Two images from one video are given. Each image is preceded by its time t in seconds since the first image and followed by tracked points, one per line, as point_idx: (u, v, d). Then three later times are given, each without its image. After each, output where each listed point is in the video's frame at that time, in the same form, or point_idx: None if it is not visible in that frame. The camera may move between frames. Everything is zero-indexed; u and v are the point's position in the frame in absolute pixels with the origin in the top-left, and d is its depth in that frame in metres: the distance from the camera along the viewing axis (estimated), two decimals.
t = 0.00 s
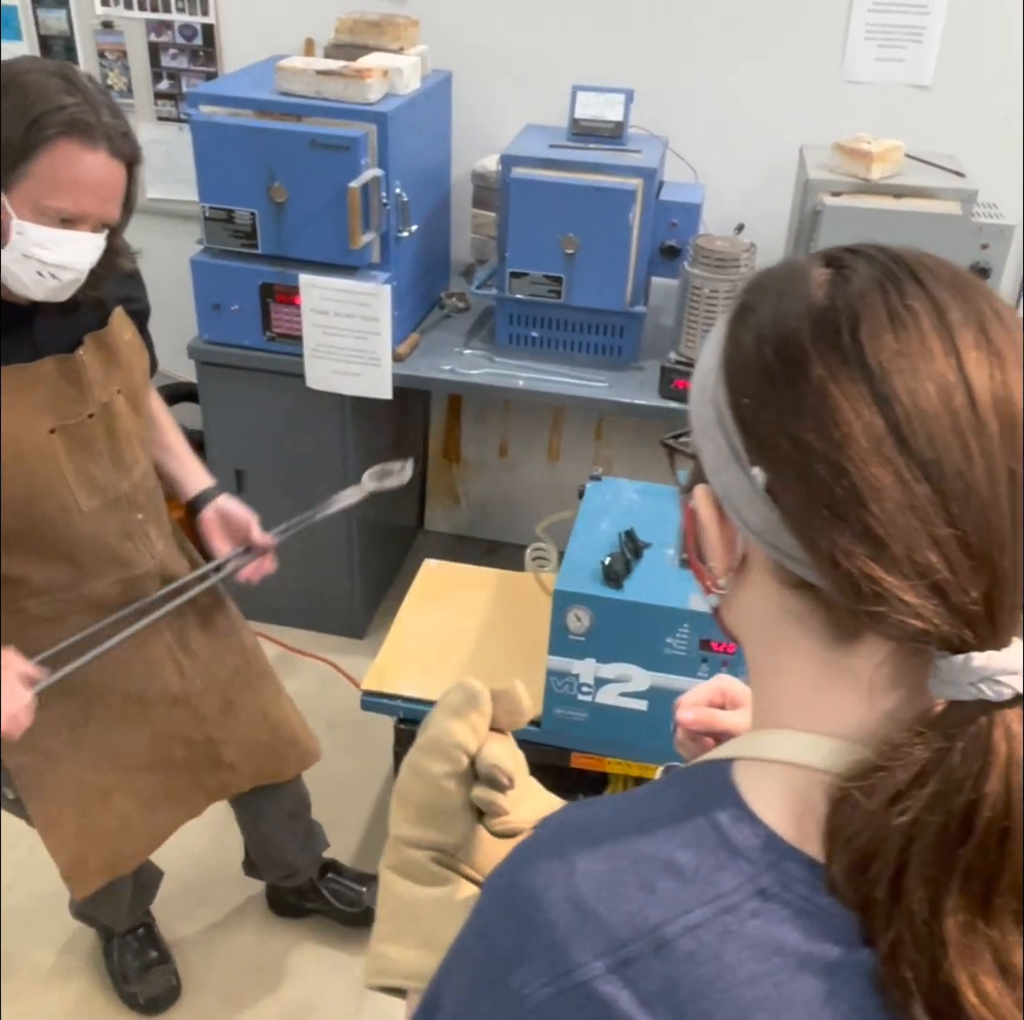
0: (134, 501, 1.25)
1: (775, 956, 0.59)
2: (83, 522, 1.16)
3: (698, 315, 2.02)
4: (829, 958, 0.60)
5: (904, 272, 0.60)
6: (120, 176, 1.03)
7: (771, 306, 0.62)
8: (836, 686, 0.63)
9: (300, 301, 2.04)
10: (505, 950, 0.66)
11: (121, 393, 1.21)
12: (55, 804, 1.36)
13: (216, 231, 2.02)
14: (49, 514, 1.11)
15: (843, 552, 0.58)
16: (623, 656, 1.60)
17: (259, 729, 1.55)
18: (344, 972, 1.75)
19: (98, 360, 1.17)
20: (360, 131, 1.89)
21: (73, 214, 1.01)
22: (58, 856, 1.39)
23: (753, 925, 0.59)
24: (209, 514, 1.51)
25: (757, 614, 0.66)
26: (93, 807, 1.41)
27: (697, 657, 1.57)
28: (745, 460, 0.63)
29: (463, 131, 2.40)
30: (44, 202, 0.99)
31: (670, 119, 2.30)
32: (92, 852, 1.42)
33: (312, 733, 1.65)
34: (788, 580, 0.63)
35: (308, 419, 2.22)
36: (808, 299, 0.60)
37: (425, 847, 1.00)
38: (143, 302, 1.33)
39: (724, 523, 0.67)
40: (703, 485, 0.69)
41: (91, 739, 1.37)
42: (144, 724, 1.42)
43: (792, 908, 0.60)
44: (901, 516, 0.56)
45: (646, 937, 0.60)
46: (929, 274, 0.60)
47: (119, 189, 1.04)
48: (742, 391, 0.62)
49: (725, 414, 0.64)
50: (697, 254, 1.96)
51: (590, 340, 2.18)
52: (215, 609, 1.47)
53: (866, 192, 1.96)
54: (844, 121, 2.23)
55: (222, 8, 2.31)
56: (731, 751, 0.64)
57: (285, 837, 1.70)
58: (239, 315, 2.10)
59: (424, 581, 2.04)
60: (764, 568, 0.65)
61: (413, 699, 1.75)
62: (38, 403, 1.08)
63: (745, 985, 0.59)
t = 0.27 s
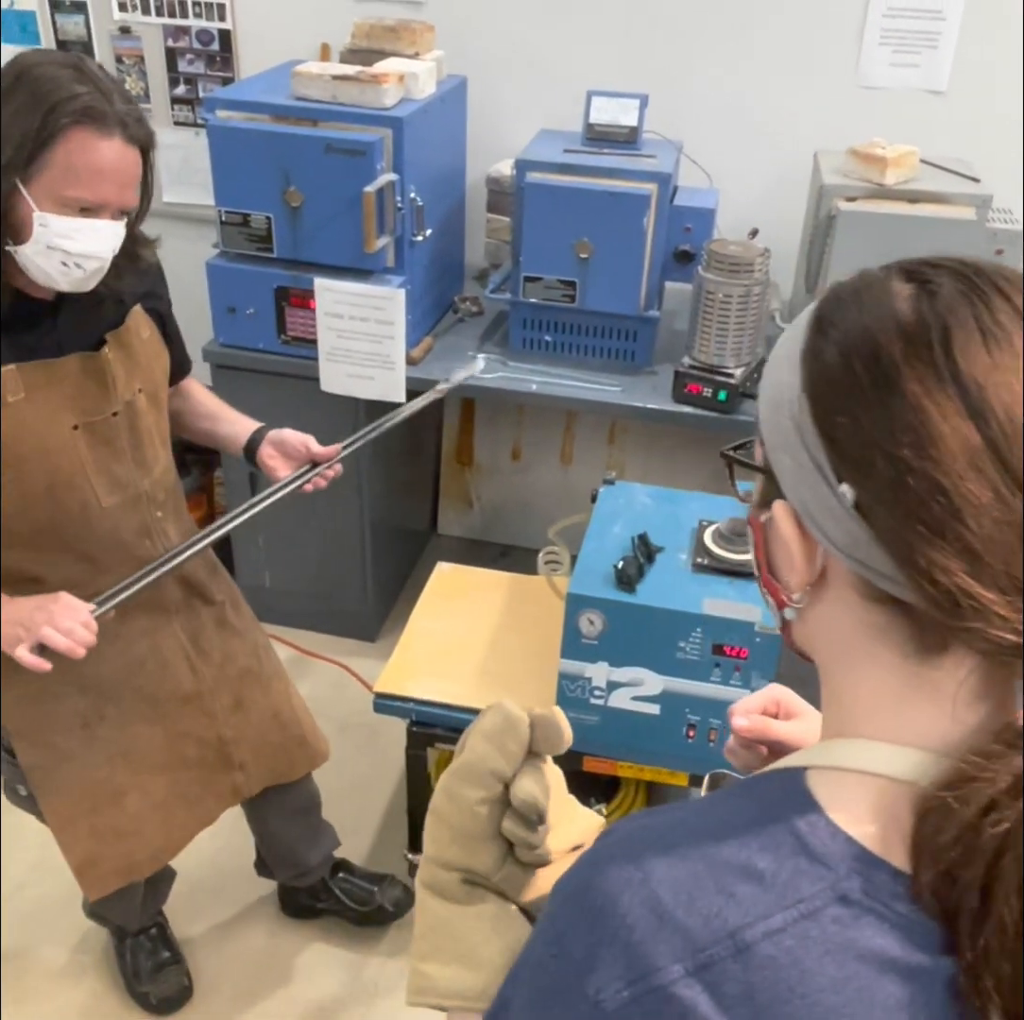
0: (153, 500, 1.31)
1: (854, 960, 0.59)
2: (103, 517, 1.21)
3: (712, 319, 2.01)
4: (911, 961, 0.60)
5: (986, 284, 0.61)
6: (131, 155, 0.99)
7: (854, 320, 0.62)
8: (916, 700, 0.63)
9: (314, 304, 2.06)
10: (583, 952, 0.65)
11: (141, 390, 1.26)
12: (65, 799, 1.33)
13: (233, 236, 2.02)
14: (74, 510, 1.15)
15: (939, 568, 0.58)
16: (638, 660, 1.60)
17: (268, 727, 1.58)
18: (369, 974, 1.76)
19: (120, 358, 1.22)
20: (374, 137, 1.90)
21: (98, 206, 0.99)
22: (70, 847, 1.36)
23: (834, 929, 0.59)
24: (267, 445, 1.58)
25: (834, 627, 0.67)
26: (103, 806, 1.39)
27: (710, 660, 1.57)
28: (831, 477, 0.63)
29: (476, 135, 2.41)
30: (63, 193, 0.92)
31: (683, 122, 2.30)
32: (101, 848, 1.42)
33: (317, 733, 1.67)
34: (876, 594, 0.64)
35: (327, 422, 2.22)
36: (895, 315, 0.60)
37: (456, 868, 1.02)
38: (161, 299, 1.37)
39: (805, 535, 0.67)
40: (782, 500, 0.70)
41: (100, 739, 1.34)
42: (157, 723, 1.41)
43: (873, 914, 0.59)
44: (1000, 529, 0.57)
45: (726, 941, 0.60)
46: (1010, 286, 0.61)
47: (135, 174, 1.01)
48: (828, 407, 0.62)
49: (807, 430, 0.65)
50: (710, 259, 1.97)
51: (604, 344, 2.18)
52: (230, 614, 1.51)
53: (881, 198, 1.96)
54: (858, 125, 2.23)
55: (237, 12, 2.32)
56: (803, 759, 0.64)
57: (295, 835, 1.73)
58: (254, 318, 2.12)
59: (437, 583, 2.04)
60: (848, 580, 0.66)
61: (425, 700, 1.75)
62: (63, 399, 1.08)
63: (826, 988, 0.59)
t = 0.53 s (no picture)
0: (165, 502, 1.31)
1: (882, 971, 0.57)
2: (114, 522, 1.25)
3: (719, 323, 2.01)
4: (941, 970, 0.57)
5: None
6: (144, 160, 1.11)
7: (927, 333, 0.59)
8: (959, 718, 0.61)
9: (322, 308, 2.06)
10: (604, 948, 0.65)
11: (152, 396, 1.27)
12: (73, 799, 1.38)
13: (240, 240, 2.04)
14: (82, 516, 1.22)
15: (1016, 596, 0.56)
16: (645, 665, 1.60)
17: (275, 728, 1.54)
18: (377, 978, 1.76)
19: (129, 364, 1.23)
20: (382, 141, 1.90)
21: (119, 214, 1.11)
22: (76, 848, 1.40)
23: (860, 936, 0.58)
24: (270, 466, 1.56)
25: (879, 642, 0.66)
26: (112, 802, 1.42)
27: (716, 666, 1.57)
28: (898, 496, 0.61)
29: (484, 140, 2.41)
30: (94, 210, 1.08)
31: (689, 127, 2.30)
32: (108, 843, 1.43)
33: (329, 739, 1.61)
34: (934, 614, 0.62)
35: (334, 425, 2.23)
36: (972, 331, 0.58)
37: (463, 859, 0.99)
38: (172, 304, 1.36)
39: (861, 550, 0.65)
40: (834, 516, 0.67)
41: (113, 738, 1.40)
42: (168, 724, 1.44)
43: (903, 923, 0.58)
44: None
45: (752, 942, 0.59)
46: None
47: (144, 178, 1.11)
48: (896, 424, 0.60)
49: (871, 446, 0.62)
50: (716, 263, 1.97)
51: (609, 349, 2.18)
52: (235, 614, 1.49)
53: (888, 202, 1.95)
54: (864, 130, 2.23)
55: (246, 18, 2.33)
56: (832, 766, 0.63)
57: (303, 839, 1.70)
58: (262, 322, 2.12)
59: (442, 588, 2.04)
60: (902, 596, 0.64)
61: (430, 704, 1.76)
62: (70, 409, 1.17)
63: (854, 995, 0.57)
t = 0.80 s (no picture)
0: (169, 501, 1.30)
1: (870, 946, 0.59)
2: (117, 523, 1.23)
3: (721, 327, 2.02)
4: (933, 949, 0.60)
5: None
6: (104, 162, 1.04)
7: (999, 375, 0.54)
8: (958, 719, 0.62)
9: (325, 312, 2.06)
10: (596, 922, 0.65)
11: (155, 395, 1.29)
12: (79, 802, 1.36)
13: (244, 244, 2.04)
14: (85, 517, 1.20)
15: None
16: (648, 671, 1.60)
17: (278, 732, 1.58)
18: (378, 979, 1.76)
19: (133, 365, 1.25)
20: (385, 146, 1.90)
21: (87, 224, 1.04)
22: (78, 850, 1.40)
23: (847, 910, 0.58)
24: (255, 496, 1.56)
25: (896, 652, 0.65)
26: (115, 809, 1.41)
27: (718, 669, 1.57)
28: (937, 534, 0.58)
29: (487, 145, 2.42)
30: (63, 226, 1.02)
31: (692, 132, 2.31)
32: (114, 854, 1.46)
33: (326, 747, 1.67)
34: (955, 642, 0.61)
35: (337, 428, 2.24)
36: None
37: (469, 855, 1.00)
38: (172, 302, 1.39)
39: (889, 571, 0.64)
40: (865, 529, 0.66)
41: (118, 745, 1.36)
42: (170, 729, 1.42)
43: (893, 904, 0.58)
44: None
45: (740, 914, 0.60)
46: None
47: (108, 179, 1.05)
48: (949, 463, 0.56)
49: (918, 477, 0.59)
50: (719, 268, 1.97)
51: (611, 353, 2.19)
52: (237, 613, 1.50)
53: (890, 206, 1.95)
54: (866, 135, 2.24)
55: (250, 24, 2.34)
56: (827, 751, 0.64)
57: (303, 842, 1.71)
58: (265, 326, 2.13)
59: (443, 592, 2.05)
60: (925, 621, 0.63)
61: (432, 707, 1.76)
62: (72, 411, 1.17)
63: (842, 971, 0.59)
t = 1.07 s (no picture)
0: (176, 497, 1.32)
1: (879, 963, 0.58)
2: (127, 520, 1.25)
3: (722, 330, 2.02)
4: (936, 962, 0.58)
5: None
6: (91, 185, 1.06)
7: (940, 332, 0.59)
8: (963, 717, 0.61)
9: (327, 315, 2.07)
10: (608, 947, 0.66)
11: (159, 393, 1.29)
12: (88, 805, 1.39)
13: (245, 247, 2.05)
14: (96, 516, 1.22)
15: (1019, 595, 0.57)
16: (648, 669, 1.60)
17: (283, 726, 1.57)
18: (380, 983, 1.76)
19: (136, 365, 1.25)
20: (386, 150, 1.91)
21: (70, 245, 1.07)
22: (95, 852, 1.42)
23: (860, 931, 0.58)
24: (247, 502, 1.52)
25: (892, 643, 0.65)
26: (130, 809, 1.43)
27: (720, 671, 1.57)
28: (906, 492, 0.61)
29: (489, 149, 2.42)
30: (43, 248, 1.06)
31: (693, 135, 2.31)
32: (128, 853, 1.45)
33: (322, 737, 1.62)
34: (945, 618, 0.62)
35: (338, 432, 2.24)
36: (983, 330, 0.58)
37: (475, 856, 1.00)
38: (167, 295, 1.37)
39: (873, 550, 0.65)
40: (845, 513, 0.68)
41: (127, 741, 1.40)
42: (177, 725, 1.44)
43: (903, 920, 0.58)
44: None
45: (752, 937, 0.60)
46: None
47: (98, 201, 1.07)
48: (907, 420, 0.60)
49: (881, 443, 0.63)
50: (720, 270, 1.97)
51: (613, 356, 2.19)
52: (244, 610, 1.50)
53: (890, 209, 1.96)
54: (866, 137, 2.24)
55: (252, 28, 2.35)
56: (838, 761, 0.64)
57: (305, 841, 1.70)
58: (267, 330, 2.13)
59: (445, 594, 2.05)
60: (909, 596, 0.64)
61: (434, 709, 1.76)
62: (82, 413, 1.18)
63: (854, 989, 0.58)
